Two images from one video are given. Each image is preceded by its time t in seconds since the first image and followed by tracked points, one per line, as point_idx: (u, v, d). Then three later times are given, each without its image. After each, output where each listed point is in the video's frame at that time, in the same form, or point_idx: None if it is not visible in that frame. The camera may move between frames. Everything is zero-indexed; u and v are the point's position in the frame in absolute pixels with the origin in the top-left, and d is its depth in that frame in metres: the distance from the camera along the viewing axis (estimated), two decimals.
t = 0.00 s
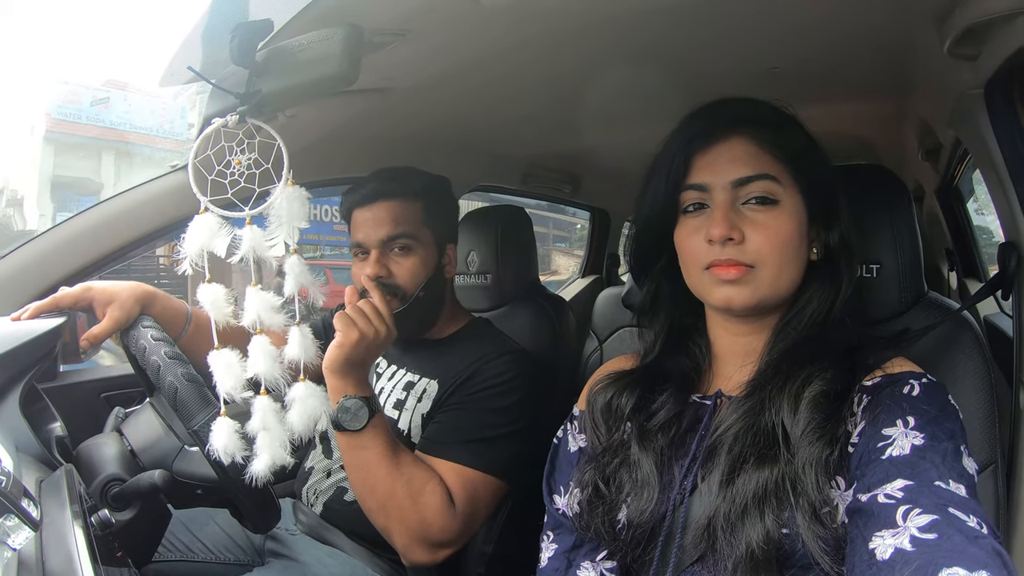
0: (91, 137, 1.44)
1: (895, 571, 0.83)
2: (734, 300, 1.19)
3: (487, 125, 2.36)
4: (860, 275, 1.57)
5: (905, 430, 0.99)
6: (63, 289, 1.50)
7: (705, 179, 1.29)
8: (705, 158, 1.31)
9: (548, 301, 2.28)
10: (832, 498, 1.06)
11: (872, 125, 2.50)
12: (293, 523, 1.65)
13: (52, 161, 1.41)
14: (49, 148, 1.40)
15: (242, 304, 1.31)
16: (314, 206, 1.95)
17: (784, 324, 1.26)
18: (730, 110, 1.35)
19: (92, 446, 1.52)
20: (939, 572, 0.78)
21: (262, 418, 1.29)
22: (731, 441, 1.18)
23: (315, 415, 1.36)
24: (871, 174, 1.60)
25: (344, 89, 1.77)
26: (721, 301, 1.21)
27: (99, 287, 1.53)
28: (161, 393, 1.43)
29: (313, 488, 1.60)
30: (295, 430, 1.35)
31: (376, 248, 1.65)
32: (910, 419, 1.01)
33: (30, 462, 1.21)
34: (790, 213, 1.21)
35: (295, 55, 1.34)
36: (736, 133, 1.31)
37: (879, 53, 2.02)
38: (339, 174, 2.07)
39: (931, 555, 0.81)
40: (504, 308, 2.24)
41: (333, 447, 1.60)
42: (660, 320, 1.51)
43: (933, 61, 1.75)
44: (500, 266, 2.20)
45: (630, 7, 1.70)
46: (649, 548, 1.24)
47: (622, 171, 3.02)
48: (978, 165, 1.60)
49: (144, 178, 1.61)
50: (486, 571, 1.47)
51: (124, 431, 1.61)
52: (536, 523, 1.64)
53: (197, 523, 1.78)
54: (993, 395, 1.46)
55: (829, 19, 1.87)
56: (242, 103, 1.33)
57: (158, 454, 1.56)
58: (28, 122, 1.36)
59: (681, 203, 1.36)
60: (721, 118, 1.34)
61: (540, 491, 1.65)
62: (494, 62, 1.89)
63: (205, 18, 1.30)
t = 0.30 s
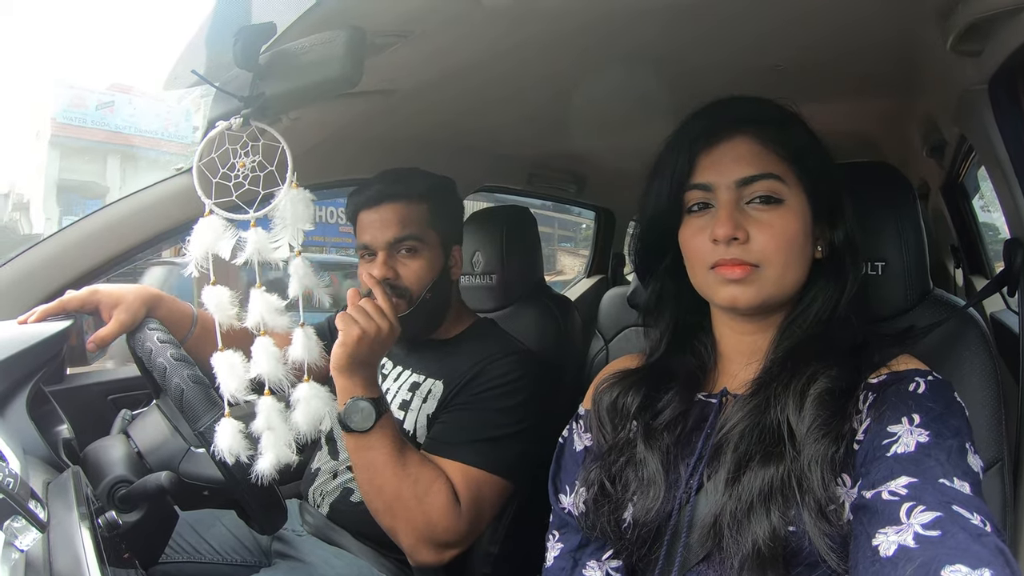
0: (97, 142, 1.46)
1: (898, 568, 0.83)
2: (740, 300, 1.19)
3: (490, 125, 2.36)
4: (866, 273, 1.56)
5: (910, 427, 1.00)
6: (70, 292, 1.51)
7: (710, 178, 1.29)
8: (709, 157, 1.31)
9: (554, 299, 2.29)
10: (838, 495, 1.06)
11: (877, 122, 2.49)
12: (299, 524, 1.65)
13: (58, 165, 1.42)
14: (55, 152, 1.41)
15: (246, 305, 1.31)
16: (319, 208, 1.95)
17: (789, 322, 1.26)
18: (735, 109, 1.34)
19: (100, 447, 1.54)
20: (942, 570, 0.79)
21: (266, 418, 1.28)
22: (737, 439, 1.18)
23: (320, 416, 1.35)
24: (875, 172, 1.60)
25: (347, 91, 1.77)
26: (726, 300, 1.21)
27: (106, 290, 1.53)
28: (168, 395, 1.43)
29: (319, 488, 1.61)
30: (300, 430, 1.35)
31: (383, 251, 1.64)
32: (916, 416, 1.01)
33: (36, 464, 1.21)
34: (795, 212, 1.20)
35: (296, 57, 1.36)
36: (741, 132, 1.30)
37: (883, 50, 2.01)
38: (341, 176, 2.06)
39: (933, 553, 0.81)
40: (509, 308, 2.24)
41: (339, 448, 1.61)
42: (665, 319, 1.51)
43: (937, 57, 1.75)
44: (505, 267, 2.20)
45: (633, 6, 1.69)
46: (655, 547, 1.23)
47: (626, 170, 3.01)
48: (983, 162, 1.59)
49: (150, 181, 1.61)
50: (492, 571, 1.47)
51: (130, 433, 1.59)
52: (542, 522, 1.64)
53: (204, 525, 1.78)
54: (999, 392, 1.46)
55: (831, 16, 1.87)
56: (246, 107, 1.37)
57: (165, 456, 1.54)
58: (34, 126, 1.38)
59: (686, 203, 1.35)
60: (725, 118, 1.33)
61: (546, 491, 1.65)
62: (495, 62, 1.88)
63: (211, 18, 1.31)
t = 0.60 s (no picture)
0: (108, 143, 1.50)
1: (910, 562, 0.83)
2: (752, 295, 1.18)
3: (498, 123, 2.35)
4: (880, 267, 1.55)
5: (924, 419, 0.98)
6: (81, 293, 1.51)
7: (721, 173, 1.27)
8: (720, 152, 1.30)
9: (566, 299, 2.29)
10: (853, 489, 1.06)
11: (887, 116, 2.48)
12: (311, 523, 1.65)
13: (69, 167, 1.44)
14: (66, 154, 1.44)
15: (257, 305, 1.31)
16: (329, 207, 1.93)
17: (802, 316, 1.25)
18: (745, 103, 1.33)
19: (112, 447, 1.54)
20: (954, 562, 0.78)
21: (281, 418, 1.29)
22: (750, 433, 1.17)
23: (334, 414, 1.36)
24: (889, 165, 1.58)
25: (355, 89, 1.77)
26: (738, 296, 1.20)
27: (116, 291, 1.53)
28: (179, 396, 1.43)
29: (332, 488, 1.61)
30: (314, 429, 1.36)
31: (395, 250, 1.64)
32: (930, 408, 1.00)
33: (48, 465, 1.20)
34: (807, 206, 1.19)
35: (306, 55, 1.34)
36: (751, 127, 1.29)
37: (892, 42, 2.00)
38: (342, 175, 2.02)
39: (946, 545, 0.81)
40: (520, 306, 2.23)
41: (352, 446, 1.61)
42: (677, 315, 1.50)
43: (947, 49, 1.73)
44: (515, 264, 2.19)
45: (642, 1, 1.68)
46: (669, 543, 1.23)
47: (635, 166, 3.00)
48: (996, 154, 1.58)
49: (160, 183, 1.62)
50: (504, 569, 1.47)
51: (142, 433, 1.60)
52: (554, 520, 1.64)
53: (217, 524, 1.78)
54: (1014, 387, 1.45)
55: (839, 10, 1.85)
56: (255, 105, 1.35)
57: (176, 456, 1.54)
58: (44, 131, 1.40)
59: (697, 198, 1.35)
60: (736, 112, 1.32)
61: (558, 489, 1.64)
62: (502, 60, 1.88)
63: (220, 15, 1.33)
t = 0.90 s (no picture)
0: (119, 144, 1.49)
1: (920, 558, 0.85)
2: (763, 291, 1.18)
3: (508, 122, 2.35)
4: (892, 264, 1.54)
5: (936, 415, 0.99)
6: (96, 293, 1.53)
7: (732, 169, 1.27)
8: (731, 148, 1.30)
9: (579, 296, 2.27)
10: (864, 485, 1.06)
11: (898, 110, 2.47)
12: (325, 520, 1.65)
13: (81, 170, 1.45)
14: (79, 157, 1.44)
15: (270, 304, 1.32)
16: (341, 206, 1.94)
17: (814, 312, 1.24)
18: (756, 99, 1.33)
19: (126, 446, 1.54)
20: (962, 559, 0.80)
21: (291, 418, 1.30)
22: (762, 429, 1.17)
23: (344, 415, 1.37)
24: (902, 160, 1.57)
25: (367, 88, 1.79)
26: (749, 292, 1.20)
27: (130, 291, 1.55)
28: (193, 394, 1.44)
29: (345, 485, 1.62)
30: (326, 430, 1.36)
31: (407, 249, 1.66)
32: (941, 404, 1.00)
33: (64, 463, 1.21)
34: (818, 202, 1.19)
35: (319, 55, 1.39)
36: (762, 122, 1.29)
37: (903, 36, 1.99)
38: (358, 173, 2.03)
39: (955, 541, 0.83)
40: (534, 303, 2.23)
41: (365, 444, 1.62)
42: (688, 312, 1.49)
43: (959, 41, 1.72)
44: (527, 262, 2.21)
45: None
46: (680, 539, 1.23)
47: (645, 163, 2.99)
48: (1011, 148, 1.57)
49: (173, 183, 1.63)
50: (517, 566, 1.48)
51: (156, 432, 1.61)
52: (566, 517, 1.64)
53: (232, 522, 1.80)
54: None
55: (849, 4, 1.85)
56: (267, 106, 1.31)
57: (191, 454, 1.56)
58: (57, 131, 1.40)
59: (708, 194, 1.34)
60: (746, 108, 1.32)
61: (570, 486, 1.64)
62: (512, 57, 1.89)
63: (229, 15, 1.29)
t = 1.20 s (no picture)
0: (130, 147, 1.49)
1: (931, 556, 0.85)
2: (774, 288, 1.18)
3: (516, 121, 2.35)
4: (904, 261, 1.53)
5: (948, 413, 0.99)
6: (108, 294, 1.54)
7: (743, 165, 1.27)
8: (741, 144, 1.29)
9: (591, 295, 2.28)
10: (877, 482, 1.05)
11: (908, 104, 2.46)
12: (337, 519, 1.67)
13: (94, 171, 1.46)
14: (91, 158, 1.44)
15: (282, 303, 1.33)
16: (352, 206, 1.94)
17: (826, 309, 1.24)
18: (766, 95, 1.32)
19: (140, 446, 1.55)
20: (974, 558, 0.80)
21: (306, 414, 1.30)
22: (774, 427, 1.16)
23: (356, 411, 1.36)
24: (914, 155, 1.56)
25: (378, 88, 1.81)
26: (760, 288, 1.20)
27: (142, 292, 1.56)
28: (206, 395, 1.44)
29: (357, 484, 1.63)
30: (339, 425, 1.36)
31: (418, 249, 1.66)
32: (954, 402, 1.00)
33: (78, 463, 1.22)
34: (830, 198, 1.18)
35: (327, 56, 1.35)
36: (773, 119, 1.28)
37: (911, 29, 1.99)
38: (373, 172, 2.03)
39: (967, 540, 0.83)
40: (544, 301, 2.24)
41: (377, 443, 1.62)
42: (700, 309, 1.49)
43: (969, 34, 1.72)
44: (538, 260, 2.21)
45: None
46: (692, 537, 1.23)
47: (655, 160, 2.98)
48: None
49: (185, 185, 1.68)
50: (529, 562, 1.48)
51: (169, 432, 1.62)
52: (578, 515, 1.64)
53: (244, 521, 1.81)
54: None
55: None
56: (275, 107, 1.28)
57: (203, 453, 1.56)
58: (68, 134, 1.40)
59: (718, 191, 1.34)
60: (756, 104, 1.31)
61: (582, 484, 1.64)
62: (520, 54, 1.90)
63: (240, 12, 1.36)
